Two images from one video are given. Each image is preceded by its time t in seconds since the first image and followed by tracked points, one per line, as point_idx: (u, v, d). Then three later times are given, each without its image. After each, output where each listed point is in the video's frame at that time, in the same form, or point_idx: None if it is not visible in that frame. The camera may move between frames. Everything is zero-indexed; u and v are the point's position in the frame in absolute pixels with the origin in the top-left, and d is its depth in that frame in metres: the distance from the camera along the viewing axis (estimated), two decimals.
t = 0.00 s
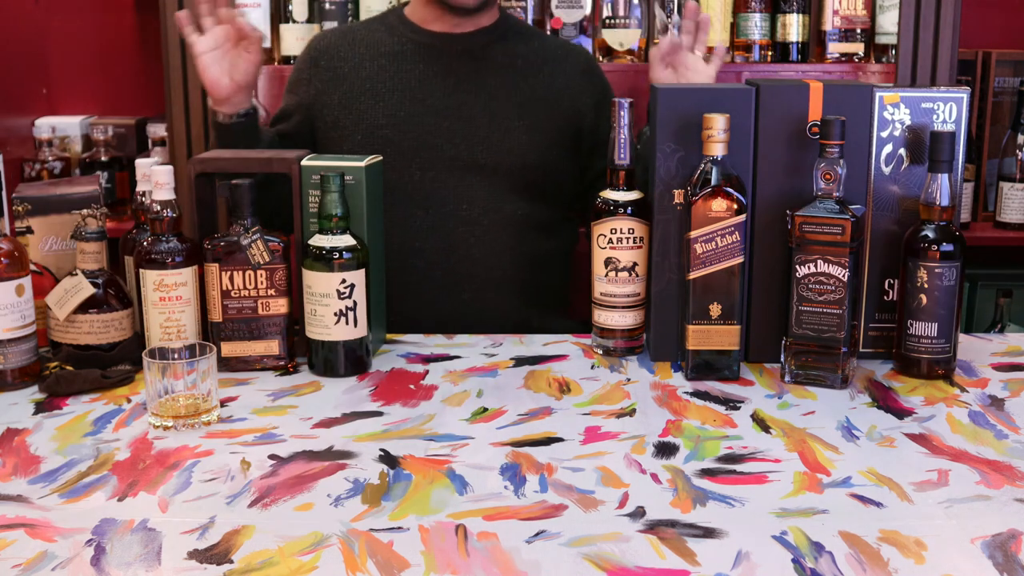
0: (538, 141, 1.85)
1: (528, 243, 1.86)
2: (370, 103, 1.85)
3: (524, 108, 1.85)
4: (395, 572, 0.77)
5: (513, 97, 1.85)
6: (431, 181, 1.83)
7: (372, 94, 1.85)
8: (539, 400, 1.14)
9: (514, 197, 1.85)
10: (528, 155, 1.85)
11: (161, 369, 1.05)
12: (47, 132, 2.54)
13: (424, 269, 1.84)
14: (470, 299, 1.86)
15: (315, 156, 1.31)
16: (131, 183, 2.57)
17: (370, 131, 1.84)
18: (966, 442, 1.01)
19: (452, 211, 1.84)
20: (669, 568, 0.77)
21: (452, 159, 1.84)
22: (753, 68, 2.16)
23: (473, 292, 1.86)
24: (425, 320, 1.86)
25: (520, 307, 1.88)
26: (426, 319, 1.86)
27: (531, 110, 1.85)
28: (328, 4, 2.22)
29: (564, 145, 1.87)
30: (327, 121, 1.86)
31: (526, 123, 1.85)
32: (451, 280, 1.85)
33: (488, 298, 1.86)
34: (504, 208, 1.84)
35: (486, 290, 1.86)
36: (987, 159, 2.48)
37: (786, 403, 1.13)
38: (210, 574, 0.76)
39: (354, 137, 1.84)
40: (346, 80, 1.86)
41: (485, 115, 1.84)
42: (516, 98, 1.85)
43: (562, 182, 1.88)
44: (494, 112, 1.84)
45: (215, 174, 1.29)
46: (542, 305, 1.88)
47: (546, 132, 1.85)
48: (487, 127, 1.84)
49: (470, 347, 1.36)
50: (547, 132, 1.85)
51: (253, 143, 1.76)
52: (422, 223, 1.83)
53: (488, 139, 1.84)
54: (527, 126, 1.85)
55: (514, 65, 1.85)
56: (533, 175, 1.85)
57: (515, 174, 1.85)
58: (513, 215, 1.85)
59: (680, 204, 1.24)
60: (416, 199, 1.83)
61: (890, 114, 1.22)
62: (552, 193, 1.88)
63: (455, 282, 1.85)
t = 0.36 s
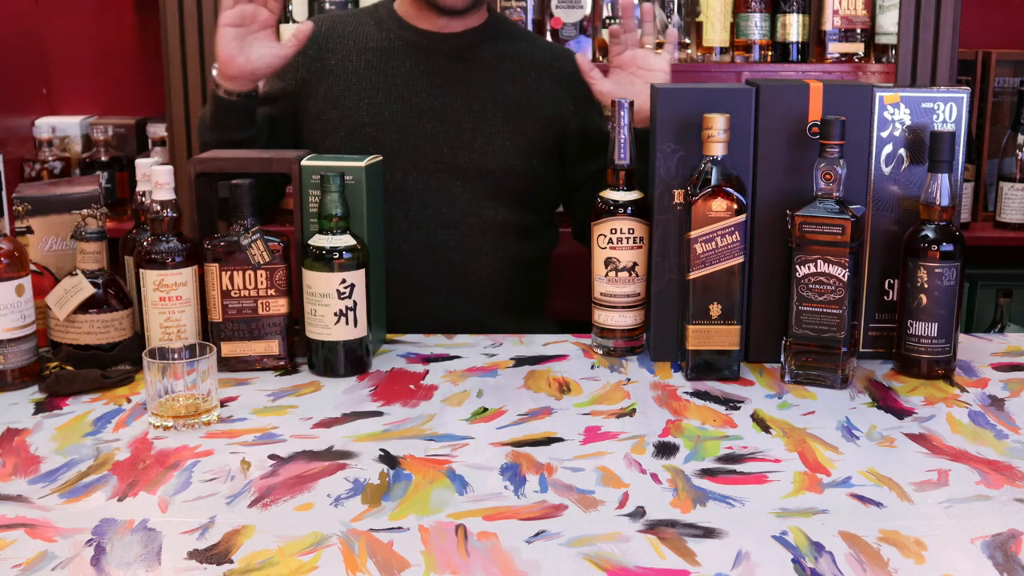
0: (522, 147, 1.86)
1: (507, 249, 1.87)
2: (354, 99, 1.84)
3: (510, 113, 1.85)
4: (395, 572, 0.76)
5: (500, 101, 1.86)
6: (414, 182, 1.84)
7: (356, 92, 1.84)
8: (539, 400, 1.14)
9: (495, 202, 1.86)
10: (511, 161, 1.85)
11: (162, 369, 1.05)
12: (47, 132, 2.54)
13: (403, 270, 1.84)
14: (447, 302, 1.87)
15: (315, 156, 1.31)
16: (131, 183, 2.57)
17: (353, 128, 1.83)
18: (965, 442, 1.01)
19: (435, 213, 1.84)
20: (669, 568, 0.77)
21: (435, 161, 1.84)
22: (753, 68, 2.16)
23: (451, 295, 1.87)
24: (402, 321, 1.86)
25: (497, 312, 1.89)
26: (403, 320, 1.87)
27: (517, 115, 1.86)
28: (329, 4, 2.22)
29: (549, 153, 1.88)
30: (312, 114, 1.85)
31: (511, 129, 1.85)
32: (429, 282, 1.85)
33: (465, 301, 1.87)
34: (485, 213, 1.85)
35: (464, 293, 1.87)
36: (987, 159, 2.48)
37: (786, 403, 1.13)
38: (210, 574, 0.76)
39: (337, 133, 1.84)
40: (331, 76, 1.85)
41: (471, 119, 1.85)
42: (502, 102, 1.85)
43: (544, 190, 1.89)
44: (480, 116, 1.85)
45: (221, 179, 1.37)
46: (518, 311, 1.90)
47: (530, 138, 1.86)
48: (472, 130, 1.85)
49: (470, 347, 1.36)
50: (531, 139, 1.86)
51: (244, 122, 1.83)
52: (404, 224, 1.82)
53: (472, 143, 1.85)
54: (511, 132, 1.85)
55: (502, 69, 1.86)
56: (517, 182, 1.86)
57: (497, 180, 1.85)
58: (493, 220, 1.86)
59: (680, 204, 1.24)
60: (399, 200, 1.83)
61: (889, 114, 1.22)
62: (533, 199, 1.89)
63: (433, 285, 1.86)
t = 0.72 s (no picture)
0: (526, 147, 1.85)
1: (514, 249, 1.87)
2: (359, 102, 1.85)
3: (514, 113, 1.85)
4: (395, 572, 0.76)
5: (504, 101, 1.85)
6: (420, 185, 1.84)
7: (361, 95, 1.85)
8: (539, 400, 1.14)
9: (501, 202, 1.86)
10: (517, 161, 1.85)
11: (162, 369, 1.05)
12: (47, 132, 2.54)
13: (410, 272, 1.85)
14: (455, 303, 1.87)
15: (315, 156, 1.31)
16: (131, 183, 2.57)
17: (358, 131, 1.84)
18: (966, 443, 1.01)
19: (441, 215, 1.84)
20: (669, 568, 0.77)
21: (441, 163, 1.84)
22: (753, 68, 2.17)
23: (460, 296, 1.87)
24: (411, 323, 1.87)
25: (505, 313, 1.89)
26: (412, 322, 1.87)
27: (521, 115, 1.85)
28: (329, 4, 2.22)
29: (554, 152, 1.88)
30: (318, 119, 1.87)
31: (516, 129, 1.85)
32: (438, 285, 1.86)
33: (474, 302, 1.87)
34: (492, 214, 1.85)
35: (472, 294, 1.87)
36: (987, 159, 2.48)
37: (786, 403, 1.13)
38: (210, 574, 0.76)
39: (344, 138, 1.85)
40: (336, 79, 1.86)
41: (475, 120, 1.85)
42: (506, 102, 1.85)
43: (549, 190, 1.90)
44: (485, 117, 1.85)
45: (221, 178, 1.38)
46: (527, 312, 1.90)
47: (535, 138, 1.86)
48: (477, 131, 1.85)
49: (470, 347, 1.36)
50: (536, 139, 1.86)
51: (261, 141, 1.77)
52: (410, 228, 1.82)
53: (477, 145, 1.85)
54: (516, 132, 1.85)
55: (506, 68, 1.85)
56: (523, 182, 1.86)
57: (503, 181, 1.85)
58: (500, 222, 1.86)
59: (680, 204, 1.24)
60: (405, 203, 1.84)
61: (890, 114, 1.22)
62: (539, 199, 1.89)
63: (441, 287, 1.86)
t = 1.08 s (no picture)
0: (539, 142, 1.85)
1: (532, 245, 1.87)
2: (372, 104, 1.85)
3: (526, 107, 1.85)
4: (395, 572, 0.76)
5: (515, 97, 1.85)
6: (435, 185, 1.84)
7: (373, 97, 1.85)
8: (539, 400, 1.14)
9: (517, 199, 1.86)
10: (531, 156, 1.85)
11: (162, 369, 1.05)
12: (47, 132, 2.54)
13: (430, 273, 1.85)
14: (476, 303, 1.87)
15: (315, 156, 1.31)
16: (131, 183, 2.57)
17: (372, 134, 1.85)
18: (965, 442, 1.01)
19: (458, 214, 1.84)
20: (669, 568, 0.77)
21: (455, 163, 1.84)
22: (753, 68, 2.17)
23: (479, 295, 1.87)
24: (433, 322, 1.88)
25: (525, 309, 1.90)
26: (434, 321, 1.88)
27: (533, 110, 1.85)
28: (329, 4, 2.22)
29: (568, 145, 1.87)
30: (333, 125, 1.88)
31: (528, 124, 1.85)
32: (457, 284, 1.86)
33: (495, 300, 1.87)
34: (508, 211, 1.85)
35: (492, 292, 1.87)
36: (987, 159, 2.48)
37: (786, 403, 1.13)
38: (210, 574, 0.76)
39: (359, 141, 1.85)
40: (348, 83, 1.86)
41: (488, 117, 1.85)
42: (518, 98, 1.85)
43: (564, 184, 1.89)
44: (497, 113, 1.85)
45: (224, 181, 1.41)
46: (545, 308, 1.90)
47: (547, 132, 1.85)
48: (490, 129, 1.85)
49: (470, 347, 1.36)
50: (549, 133, 1.85)
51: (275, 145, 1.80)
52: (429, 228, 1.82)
53: (490, 142, 1.85)
54: (528, 127, 1.85)
55: (517, 64, 1.85)
56: (538, 178, 1.86)
57: (517, 176, 1.85)
58: (517, 218, 1.86)
59: (680, 204, 1.24)
60: (421, 203, 1.84)
61: (890, 114, 1.22)
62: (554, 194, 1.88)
63: (461, 286, 1.86)
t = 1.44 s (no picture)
0: (548, 144, 1.86)
1: (541, 247, 1.87)
2: (380, 108, 1.85)
3: (535, 109, 1.85)
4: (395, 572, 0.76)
5: (524, 100, 1.85)
6: (445, 188, 1.84)
7: (382, 101, 1.85)
8: (539, 400, 1.14)
9: (527, 201, 1.86)
10: (540, 158, 1.85)
11: (161, 369, 1.05)
12: (47, 132, 2.54)
13: (440, 276, 1.85)
14: (486, 306, 1.87)
15: (315, 156, 1.31)
16: (131, 183, 2.57)
17: (381, 138, 1.84)
18: (966, 442, 1.01)
19: (469, 217, 1.84)
20: (669, 568, 0.77)
21: (464, 166, 1.84)
22: (753, 68, 2.17)
23: (489, 298, 1.86)
24: (443, 326, 1.88)
25: (535, 311, 1.89)
26: (444, 325, 1.88)
27: (542, 112, 1.85)
28: (329, 4, 2.22)
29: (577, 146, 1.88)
30: (342, 130, 1.88)
31: (537, 126, 1.85)
32: (468, 286, 1.86)
33: (505, 303, 1.87)
34: (518, 214, 1.85)
35: (503, 295, 1.86)
36: (987, 158, 2.48)
37: (786, 403, 1.13)
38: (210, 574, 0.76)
39: (367, 145, 1.85)
40: (355, 89, 1.86)
41: (497, 120, 1.85)
42: (526, 100, 1.85)
43: (573, 185, 1.89)
44: (507, 116, 1.85)
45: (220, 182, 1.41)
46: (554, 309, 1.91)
47: (556, 134, 1.86)
48: (500, 131, 1.85)
49: (469, 347, 1.36)
50: (558, 135, 1.86)
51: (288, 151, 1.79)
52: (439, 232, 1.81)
53: (499, 145, 1.85)
54: (537, 128, 1.85)
55: (525, 66, 1.85)
56: (547, 180, 1.86)
57: (527, 179, 1.85)
58: (527, 220, 1.85)
59: (680, 204, 1.24)
60: (431, 206, 1.84)
61: (890, 114, 1.22)
62: (563, 195, 1.89)
63: (471, 289, 1.86)
